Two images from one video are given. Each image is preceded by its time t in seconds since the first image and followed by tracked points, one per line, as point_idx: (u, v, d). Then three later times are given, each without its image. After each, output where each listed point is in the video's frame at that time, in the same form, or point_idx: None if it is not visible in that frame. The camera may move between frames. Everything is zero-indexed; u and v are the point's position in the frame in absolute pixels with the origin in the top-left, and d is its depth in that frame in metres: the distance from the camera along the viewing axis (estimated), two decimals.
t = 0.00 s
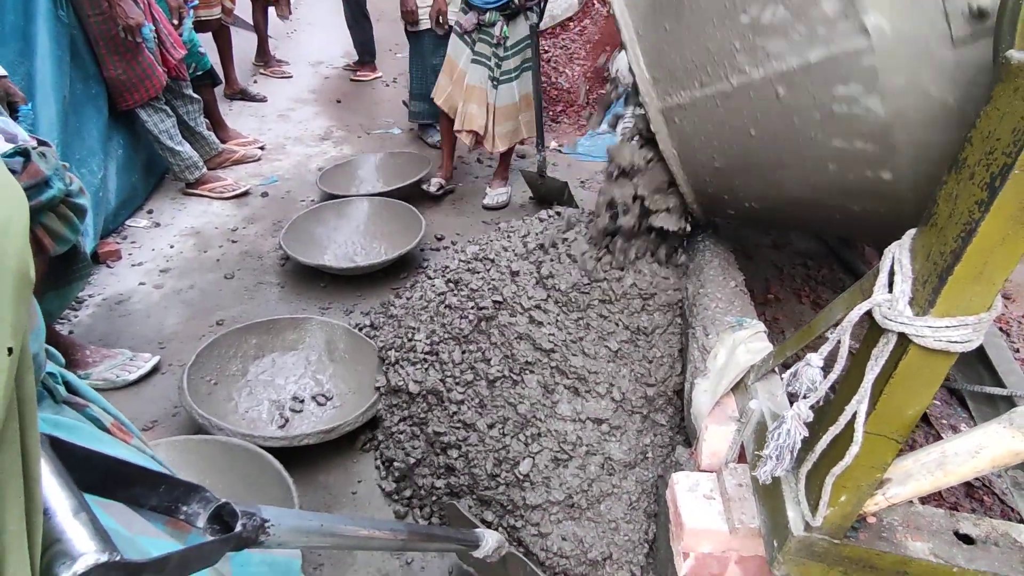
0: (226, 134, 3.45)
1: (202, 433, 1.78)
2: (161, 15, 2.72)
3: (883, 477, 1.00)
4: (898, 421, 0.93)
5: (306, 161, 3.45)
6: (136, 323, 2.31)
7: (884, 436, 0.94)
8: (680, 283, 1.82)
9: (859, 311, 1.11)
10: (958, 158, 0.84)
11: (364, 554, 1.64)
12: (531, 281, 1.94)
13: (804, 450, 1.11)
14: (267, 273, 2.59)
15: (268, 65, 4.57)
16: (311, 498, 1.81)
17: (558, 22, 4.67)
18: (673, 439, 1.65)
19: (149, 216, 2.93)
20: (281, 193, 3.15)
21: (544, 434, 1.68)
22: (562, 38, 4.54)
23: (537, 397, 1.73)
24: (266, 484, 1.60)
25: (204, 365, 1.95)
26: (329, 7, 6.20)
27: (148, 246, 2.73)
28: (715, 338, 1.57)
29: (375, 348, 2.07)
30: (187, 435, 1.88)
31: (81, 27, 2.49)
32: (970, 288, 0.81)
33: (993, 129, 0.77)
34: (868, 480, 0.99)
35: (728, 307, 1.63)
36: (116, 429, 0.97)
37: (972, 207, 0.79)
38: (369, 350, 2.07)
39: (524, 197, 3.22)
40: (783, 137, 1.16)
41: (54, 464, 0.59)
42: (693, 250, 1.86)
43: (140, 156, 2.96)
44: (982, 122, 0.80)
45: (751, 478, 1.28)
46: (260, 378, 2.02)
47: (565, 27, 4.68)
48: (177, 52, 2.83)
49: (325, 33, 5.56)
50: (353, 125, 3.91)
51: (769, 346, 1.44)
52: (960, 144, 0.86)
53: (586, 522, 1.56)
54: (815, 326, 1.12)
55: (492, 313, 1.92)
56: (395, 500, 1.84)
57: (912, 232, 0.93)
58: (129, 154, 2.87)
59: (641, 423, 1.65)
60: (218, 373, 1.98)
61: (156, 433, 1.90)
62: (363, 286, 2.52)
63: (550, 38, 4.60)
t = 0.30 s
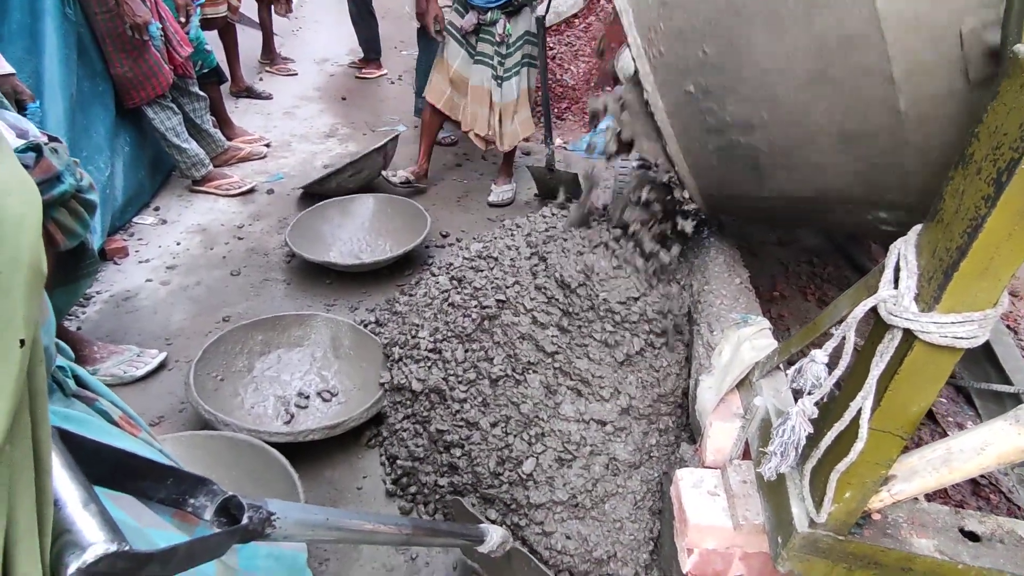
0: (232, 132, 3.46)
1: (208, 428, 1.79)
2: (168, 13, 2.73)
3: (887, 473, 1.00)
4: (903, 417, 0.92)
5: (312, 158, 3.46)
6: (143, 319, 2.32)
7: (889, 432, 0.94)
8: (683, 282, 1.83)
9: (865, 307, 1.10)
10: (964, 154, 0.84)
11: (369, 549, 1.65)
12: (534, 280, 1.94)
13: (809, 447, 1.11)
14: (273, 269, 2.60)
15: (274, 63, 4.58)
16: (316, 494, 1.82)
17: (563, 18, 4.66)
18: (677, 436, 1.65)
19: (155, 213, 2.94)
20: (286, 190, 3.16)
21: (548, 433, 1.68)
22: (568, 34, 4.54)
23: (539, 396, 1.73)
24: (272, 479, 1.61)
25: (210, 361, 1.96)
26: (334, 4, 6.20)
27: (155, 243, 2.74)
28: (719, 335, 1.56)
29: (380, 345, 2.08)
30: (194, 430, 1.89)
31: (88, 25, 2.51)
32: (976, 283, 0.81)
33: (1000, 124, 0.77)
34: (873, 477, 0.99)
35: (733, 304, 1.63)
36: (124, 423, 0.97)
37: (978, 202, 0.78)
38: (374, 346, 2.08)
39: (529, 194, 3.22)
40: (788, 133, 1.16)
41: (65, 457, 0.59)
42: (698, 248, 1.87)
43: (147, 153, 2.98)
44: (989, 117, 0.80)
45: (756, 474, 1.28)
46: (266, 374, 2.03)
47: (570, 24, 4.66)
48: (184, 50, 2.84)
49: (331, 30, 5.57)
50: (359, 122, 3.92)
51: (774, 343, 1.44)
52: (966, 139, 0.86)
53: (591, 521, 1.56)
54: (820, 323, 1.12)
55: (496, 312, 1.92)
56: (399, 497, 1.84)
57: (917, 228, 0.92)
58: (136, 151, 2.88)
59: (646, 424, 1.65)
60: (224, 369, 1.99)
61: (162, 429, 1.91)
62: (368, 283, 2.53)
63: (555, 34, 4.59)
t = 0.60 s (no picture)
0: (241, 128, 3.48)
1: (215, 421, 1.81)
2: (176, 10, 2.75)
3: (891, 468, 0.99)
4: (906, 411, 0.92)
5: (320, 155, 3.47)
6: (153, 314, 2.34)
7: (892, 426, 0.94)
8: (689, 278, 1.82)
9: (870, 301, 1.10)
10: (969, 146, 0.84)
11: (373, 540, 1.66)
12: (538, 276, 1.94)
13: (812, 442, 1.10)
14: (280, 265, 2.62)
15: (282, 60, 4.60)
16: (322, 487, 1.83)
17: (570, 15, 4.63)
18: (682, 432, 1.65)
19: (164, 209, 2.96)
20: (294, 186, 3.17)
21: (551, 430, 1.68)
22: (575, 30, 4.52)
23: (543, 393, 1.73)
24: (278, 472, 1.62)
25: (218, 355, 1.98)
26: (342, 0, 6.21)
27: (164, 238, 2.76)
28: (724, 331, 1.56)
29: (385, 340, 2.08)
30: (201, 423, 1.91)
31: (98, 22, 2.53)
32: (981, 277, 0.80)
33: (1006, 115, 0.76)
34: (876, 471, 0.98)
35: (738, 299, 1.63)
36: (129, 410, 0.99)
37: (983, 194, 0.78)
38: (379, 343, 2.09)
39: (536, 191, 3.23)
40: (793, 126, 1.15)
41: (69, 440, 0.59)
42: (703, 243, 1.86)
43: (157, 150, 3.00)
44: (994, 108, 0.79)
45: (760, 469, 1.28)
46: (272, 368, 2.04)
47: (577, 20, 4.62)
48: (193, 47, 2.86)
49: (339, 27, 5.58)
50: (366, 119, 3.93)
51: (779, 338, 1.43)
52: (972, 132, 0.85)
53: (594, 518, 1.56)
54: (825, 317, 1.11)
55: (500, 309, 1.92)
56: (403, 493, 1.84)
57: (922, 221, 0.92)
58: (145, 147, 2.90)
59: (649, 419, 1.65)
60: (231, 363, 2.00)
61: (170, 422, 1.92)
62: (374, 278, 2.54)
63: (562, 31, 4.58)
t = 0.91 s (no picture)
0: (251, 127, 3.51)
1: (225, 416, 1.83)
2: (188, 11, 2.78)
3: (893, 467, 0.99)
4: (908, 410, 0.92)
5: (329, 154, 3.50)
6: (164, 310, 2.37)
7: (894, 425, 0.94)
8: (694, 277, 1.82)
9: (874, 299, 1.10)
10: (971, 145, 0.84)
11: (379, 535, 1.68)
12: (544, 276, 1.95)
13: (815, 440, 1.10)
14: (290, 263, 2.64)
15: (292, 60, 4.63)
16: (329, 482, 1.85)
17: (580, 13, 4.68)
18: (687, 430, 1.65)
19: (176, 207, 3.00)
20: (303, 184, 3.20)
21: (555, 430, 1.69)
22: (585, 29, 4.55)
23: (547, 393, 1.74)
24: (286, 468, 1.64)
25: (227, 350, 2.00)
26: None
27: (175, 236, 2.80)
28: (729, 329, 1.56)
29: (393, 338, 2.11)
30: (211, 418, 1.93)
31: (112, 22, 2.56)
32: (982, 276, 0.81)
33: (1007, 115, 0.76)
34: (877, 470, 0.98)
35: (744, 298, 1.63)
36: (140, 401, 1.01)
37: (985, 194, 0.78)
38: (387, 340, 2.11)
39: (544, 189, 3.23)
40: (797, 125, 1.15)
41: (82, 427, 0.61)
42: (709, 242, 1.86)
43: (169, 148, 3.03)
44: (996, 108, 0.79)
45: (763, 468, 1.28)
46: (281, 364, 2.06)
47: (587, 19, 4.67)
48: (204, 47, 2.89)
49: (349, 26, 5.62)
50: (375, 118, 3.95)
51: (783, 336, 1.44)
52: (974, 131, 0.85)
53: (598, 518, 1.57)
54: (828, 315, 1.11)
55: (505, 308, 1.93)
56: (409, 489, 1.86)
57: (925, 221, 0.92)
58: (157, 146, 2.94)
59: (654, 419, 1.64)
60: (241, 359, 2.03)
61: (181, 417, 1.95)
62: (382, 276, 2.56)
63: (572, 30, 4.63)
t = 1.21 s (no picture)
0: (260, 126, 3.53)
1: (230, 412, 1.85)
2: (199, 11, 2.80)
3: (892, 467, 0.99)
4: (907, 409, 0.92)
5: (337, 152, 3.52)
6: (173, 307, 2.39)
7: (892, 424, 0.93)
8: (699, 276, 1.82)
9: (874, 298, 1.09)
10: (971, 143, 0.83)
11: (382, 531, 1.69)
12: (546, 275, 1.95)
13: (814, 438, 1.10)
14: (297, 260, 2.66)
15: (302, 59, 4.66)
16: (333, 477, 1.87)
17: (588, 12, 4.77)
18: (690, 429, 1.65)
19: (186, 205, 3.03)
20: (311, 183, 3.22)
21: (556, 430, 1.69)
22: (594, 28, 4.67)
23: (548, 392, 1.74)
24: (290, 463, 1.65)
25: (234, 346, 2.02)
26: None
27: (184, 234, 2.82)
28: (731, 328, 1.55)
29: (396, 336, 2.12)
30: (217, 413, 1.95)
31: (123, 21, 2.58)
32: (979, 274, 0.80)
33: (1007, 112, 0.76)
34: (876, 469, 0.98)
35: (747, 297, 1.62)
36: (139, 393, 1.02)
37: (983, 192, 0.78)
38: (391, 337, 2.13)
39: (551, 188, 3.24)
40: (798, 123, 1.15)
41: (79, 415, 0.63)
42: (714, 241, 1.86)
43: (179, 146, 3.06)
44: (995, 105, 0.78)
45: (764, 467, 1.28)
46: (287, 361, 2.08)
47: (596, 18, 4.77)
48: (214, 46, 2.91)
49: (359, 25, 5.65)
50: (384, 117, 3.97)
51: (785, 335, 1.43)
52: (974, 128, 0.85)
53: (599, 518, 1.57)
54: (829, 314, 1.11)
55: (507, 307, 1.94)
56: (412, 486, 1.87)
57: (925, 219, 0.91)
58: (167, 144, 2.96)
59: (656, 419, 1.64)
60: (247, 355, 2.04)
61: (187, 412, 1.97)
62: (388, 274, 2.57)
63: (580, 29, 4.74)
